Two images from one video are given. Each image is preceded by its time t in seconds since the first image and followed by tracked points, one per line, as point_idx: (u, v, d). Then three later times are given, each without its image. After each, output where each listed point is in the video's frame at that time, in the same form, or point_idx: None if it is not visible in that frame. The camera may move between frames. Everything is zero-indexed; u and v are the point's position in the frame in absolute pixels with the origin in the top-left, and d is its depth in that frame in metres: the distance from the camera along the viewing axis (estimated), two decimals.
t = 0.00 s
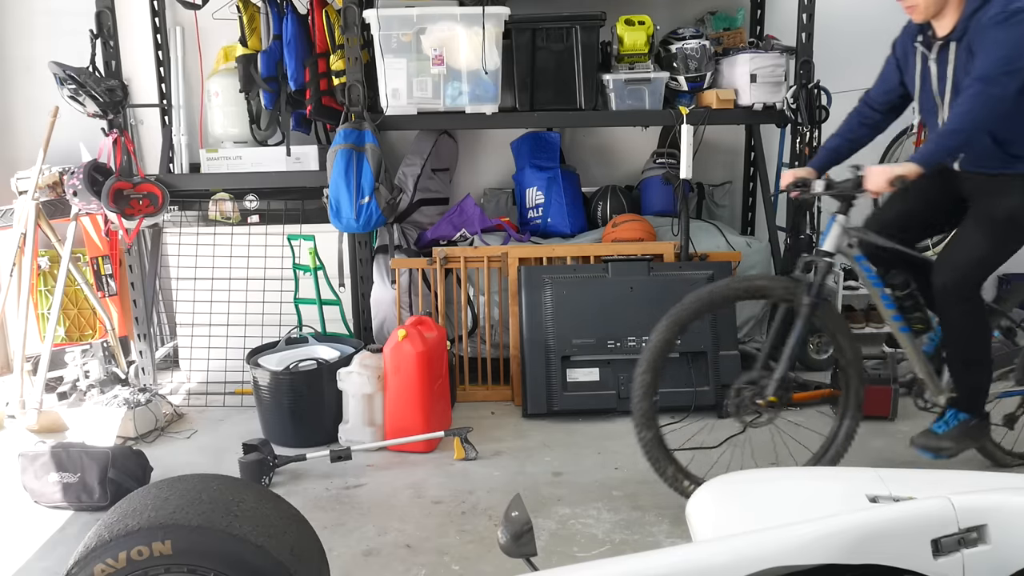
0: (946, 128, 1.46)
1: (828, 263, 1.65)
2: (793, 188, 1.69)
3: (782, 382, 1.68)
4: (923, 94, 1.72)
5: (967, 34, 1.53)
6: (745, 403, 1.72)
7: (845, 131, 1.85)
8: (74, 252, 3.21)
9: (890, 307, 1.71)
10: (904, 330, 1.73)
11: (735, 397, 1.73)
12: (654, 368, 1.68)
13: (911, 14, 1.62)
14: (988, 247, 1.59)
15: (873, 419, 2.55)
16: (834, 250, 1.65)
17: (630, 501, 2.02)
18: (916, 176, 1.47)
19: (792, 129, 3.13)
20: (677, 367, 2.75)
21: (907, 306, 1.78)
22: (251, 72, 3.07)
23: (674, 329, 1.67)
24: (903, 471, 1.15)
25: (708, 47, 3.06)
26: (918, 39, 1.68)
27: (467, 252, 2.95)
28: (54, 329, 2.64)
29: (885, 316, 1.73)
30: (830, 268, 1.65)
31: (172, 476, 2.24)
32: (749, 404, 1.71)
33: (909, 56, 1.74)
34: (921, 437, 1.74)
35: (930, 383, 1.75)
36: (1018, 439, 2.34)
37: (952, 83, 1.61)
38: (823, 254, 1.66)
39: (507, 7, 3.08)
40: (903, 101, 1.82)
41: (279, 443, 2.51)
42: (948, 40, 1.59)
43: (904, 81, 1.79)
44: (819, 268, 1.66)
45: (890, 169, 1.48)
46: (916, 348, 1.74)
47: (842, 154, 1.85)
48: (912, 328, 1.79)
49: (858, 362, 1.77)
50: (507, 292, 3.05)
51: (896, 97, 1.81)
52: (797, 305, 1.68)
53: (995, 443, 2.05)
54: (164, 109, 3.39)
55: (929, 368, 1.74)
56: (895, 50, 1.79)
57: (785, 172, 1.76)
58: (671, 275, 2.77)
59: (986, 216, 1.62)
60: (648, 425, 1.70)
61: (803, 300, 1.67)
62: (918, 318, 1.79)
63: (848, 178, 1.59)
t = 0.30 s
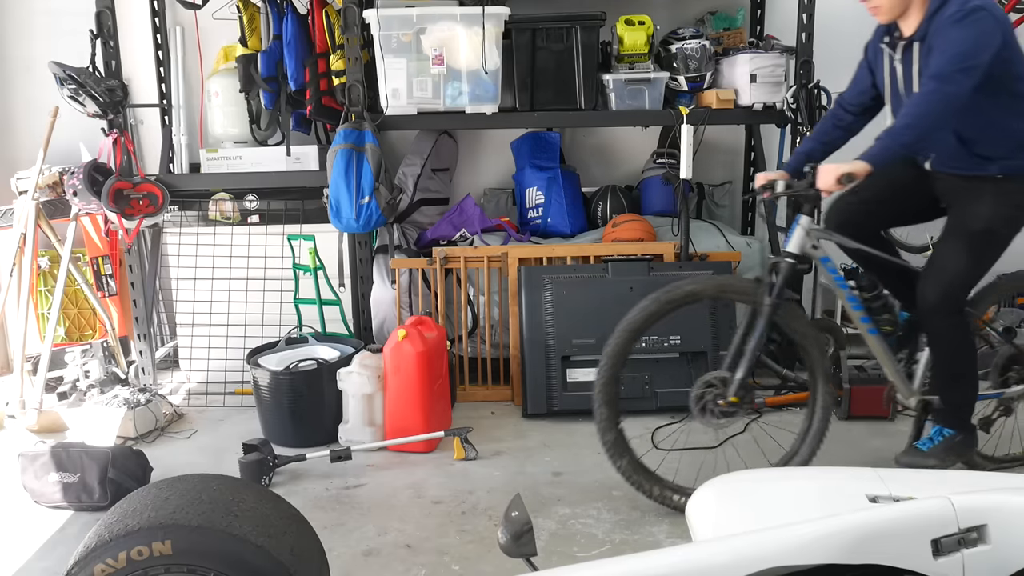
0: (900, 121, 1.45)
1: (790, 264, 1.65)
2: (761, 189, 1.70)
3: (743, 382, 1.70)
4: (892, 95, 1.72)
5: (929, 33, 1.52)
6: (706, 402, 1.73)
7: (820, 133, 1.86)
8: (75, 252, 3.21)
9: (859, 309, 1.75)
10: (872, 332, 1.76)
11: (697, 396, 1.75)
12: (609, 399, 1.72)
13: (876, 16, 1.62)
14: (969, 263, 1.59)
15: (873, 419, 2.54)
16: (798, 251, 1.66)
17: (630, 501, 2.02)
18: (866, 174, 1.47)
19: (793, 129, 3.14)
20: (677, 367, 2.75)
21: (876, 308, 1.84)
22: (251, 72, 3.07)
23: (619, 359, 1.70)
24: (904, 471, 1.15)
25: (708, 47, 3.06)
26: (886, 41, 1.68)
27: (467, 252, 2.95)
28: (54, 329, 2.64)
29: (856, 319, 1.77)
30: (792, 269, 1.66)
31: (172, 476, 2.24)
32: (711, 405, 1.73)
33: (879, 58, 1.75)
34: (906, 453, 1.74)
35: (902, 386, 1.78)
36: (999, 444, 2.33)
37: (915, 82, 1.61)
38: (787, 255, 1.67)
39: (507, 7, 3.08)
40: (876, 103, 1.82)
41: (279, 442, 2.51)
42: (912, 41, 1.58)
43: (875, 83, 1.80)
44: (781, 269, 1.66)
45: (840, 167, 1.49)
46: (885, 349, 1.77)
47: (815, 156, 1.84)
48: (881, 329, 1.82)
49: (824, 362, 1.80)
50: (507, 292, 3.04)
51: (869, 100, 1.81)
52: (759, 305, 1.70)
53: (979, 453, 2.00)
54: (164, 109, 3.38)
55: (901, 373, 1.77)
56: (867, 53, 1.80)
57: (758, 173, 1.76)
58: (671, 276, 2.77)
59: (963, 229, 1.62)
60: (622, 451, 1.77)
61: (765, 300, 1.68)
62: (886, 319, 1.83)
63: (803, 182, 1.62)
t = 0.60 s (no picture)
0: (875, 125, 1.45)
1: (768, 267, 1.67)
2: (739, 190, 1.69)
3: (721, 385, 1.70)
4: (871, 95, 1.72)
5: (904, 33, 1.53)
6: (683, 406, 1.72)
7: (796, 133, 1.84)
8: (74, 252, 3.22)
9: (838, 311, 1.74)
10: (851, 335, 1.75)
11: (673, 401, 1.73)
12: (586, 428, 1.72)
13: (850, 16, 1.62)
14: (943, 268, 1.59)
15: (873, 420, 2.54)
16: (776, 252, 1.68)
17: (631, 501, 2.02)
18: (846, 178, 1.47)
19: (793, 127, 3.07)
20: (678, 367, 2.74)
21: (855, 309, 1.81)
22: (251, 72, 3.07)
23: (588, 384, 1.69)
24: (905, 471, 1.15)
25: (708, 47, 3.06)
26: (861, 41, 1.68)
27: (467, 252, 2.95)
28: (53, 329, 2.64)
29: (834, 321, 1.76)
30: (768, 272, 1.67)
31: (172, 476, 2.24)
32: (688, 408, 1.72)
33: (856, 58, 1.75)
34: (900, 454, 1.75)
35: (883, 389, 1.79)
36: (984, 448, 2.31)
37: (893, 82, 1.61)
38: (765, 256, 1.69)
39: (507, 7, 3.07)
40: (853, 103, 1.82)
41: (280, 443, 2.51)
42: (886, 40, 1.59)
43: (853, 83, 1.79)
44: (759, 270, 1.67)
45: (821, 172, 1.47)
46: (865, 353, 1.76)
47: (792, 156, 1.82)
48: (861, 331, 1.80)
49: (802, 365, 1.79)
50: (507, 292, 3.04)
51: (848, 100, 1.81)
52: (736, 307, 1.69)
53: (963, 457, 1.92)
54: (163, 109, 3.38)
55: (881, 376, 1.78)
56: (844, 53, 1.80)
57: (734, 173, 1.75)
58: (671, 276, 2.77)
59: (937, 235, 1.62)
60: (611, 471, 1.79)
61: (742, 303, 1.68)
62: (865, 321, 1.81)
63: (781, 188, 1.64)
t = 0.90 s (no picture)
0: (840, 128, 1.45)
1: (737, 267, 1.67)
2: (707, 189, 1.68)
3: (687, 387, 1.70)
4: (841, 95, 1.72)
5: (871, 34, 1.52)
6: (649, 408, 1.72)
7: (767, 133, 1.84)
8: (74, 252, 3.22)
9: (807, 312, 1.75)
10: (822, 336, 1.75)
11: (639, 403, 1.73)
12: (559, 446, 1.74)
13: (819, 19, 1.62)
14: (913, 269, 1.60)
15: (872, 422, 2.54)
16: (742, 253, 1.68)
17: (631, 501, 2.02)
18: (812, 182, 1.49)
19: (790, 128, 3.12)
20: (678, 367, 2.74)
21: (826, 312, 1.81)
22: (251, 72, 3.07)
23: (553, 393, 1.70)
24: (905, 471, 1.15)
25: (708, 47, 3.06)
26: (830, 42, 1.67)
27: (467, 252, 2.95)
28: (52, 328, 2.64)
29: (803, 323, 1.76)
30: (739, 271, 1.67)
31: (172, 476, 2.24)
32: (655, 410, 1.72)
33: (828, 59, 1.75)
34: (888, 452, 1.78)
35: (854, 393, 1.80)
36: (981, 447, 2.32)
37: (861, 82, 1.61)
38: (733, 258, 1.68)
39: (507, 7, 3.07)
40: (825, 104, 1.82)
41: (279, 443, 2.51)
42: (854, 41, 1.60)
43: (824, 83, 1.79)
44: (727, 271, 1.67)
45: (788, 173, 1.50)
46: (835, 355, 1.77)
47: (761, 155, 1.82)
48: (832, 334, 1.80)
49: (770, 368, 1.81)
50: (507, 292, 3.05)
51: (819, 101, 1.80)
52: (703, 309, 1.69)
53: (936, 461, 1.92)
54: (163, 109, 3.38)
55: (852, 377, 1.79)
56: (817, 54, 1.80)
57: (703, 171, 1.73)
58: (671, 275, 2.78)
59: (908, 236, 1.63)
60: (601, 493, 1.83)
61: (710, 305, 1.68)
62: (836, 324, 1.81)
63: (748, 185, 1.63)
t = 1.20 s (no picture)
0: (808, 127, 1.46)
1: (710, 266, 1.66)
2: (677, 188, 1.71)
3: (661, 387, 1.70)
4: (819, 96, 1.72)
5: (846, 34, 1.52)
6: (624, 408, 1.73)
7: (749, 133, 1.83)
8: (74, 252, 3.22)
9: (783, 313, 1.74)
10: (799, 338, 1.75)
11: (614, 403, 1.74)
12: (533, 445, 1.74)
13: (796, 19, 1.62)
14: (895, 270, 1.60)
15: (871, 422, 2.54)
16: (719, 254, 1.67)
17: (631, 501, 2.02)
18: (774, 179, 1.52)
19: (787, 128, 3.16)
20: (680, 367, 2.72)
21: (803, 312, 1.78)
22: (251, 72, 3.07)
23: (527, 395, 1.70)
24: (905, 471, 1.15)
25: (708, 47, 3.06)
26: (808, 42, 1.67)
27: (467, 252, 2.95)
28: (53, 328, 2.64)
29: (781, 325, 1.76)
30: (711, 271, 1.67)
31: (172, 476, 2.24)
32: (629, 410, 1.72)
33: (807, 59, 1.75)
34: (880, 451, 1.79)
35: (833, 395, 1.79)
36: (976, 443, 2.34)
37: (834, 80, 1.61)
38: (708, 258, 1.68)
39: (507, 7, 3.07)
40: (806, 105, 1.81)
41: (279, 442, 2.51)
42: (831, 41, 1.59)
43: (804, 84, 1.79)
44: (699, 270, 1.67)
45: (751, 172, 1.53)
46: (813, 356, 1.76)
47: (744, 156, 1.82)
48: (809, 335, 1.78)
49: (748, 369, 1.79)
50: (507, 292, 3.05)
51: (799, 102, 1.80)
52: (677, 309, 1.69)
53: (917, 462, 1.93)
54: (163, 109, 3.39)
55: (831, 380, 1.78)
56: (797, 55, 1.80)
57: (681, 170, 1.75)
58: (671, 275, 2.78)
59: (888, 236, 1.64)
60: (595, 501, 1.84)
61: (683, 305, 1.68)
62: (813, 325, 1.79)
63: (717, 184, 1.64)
